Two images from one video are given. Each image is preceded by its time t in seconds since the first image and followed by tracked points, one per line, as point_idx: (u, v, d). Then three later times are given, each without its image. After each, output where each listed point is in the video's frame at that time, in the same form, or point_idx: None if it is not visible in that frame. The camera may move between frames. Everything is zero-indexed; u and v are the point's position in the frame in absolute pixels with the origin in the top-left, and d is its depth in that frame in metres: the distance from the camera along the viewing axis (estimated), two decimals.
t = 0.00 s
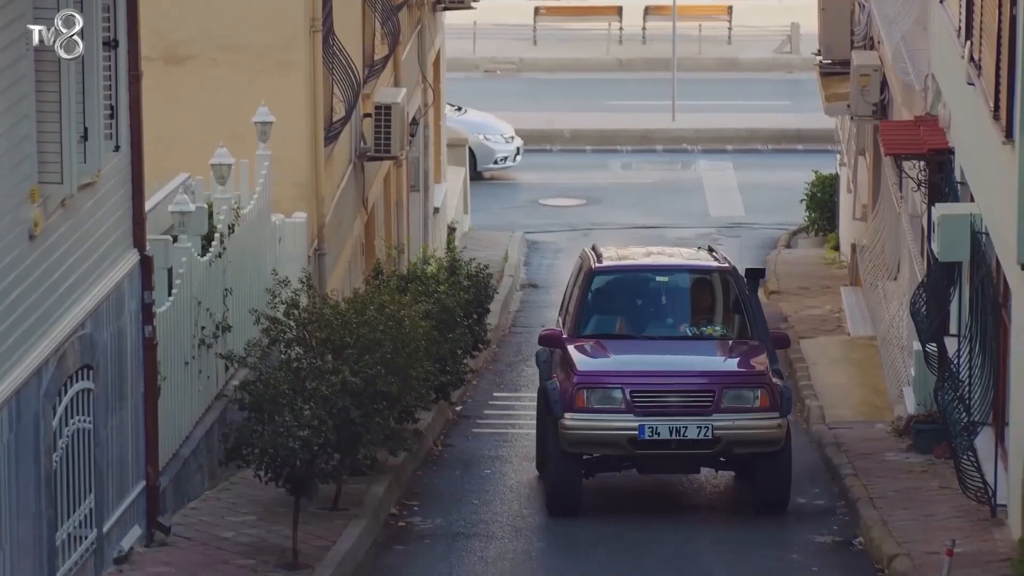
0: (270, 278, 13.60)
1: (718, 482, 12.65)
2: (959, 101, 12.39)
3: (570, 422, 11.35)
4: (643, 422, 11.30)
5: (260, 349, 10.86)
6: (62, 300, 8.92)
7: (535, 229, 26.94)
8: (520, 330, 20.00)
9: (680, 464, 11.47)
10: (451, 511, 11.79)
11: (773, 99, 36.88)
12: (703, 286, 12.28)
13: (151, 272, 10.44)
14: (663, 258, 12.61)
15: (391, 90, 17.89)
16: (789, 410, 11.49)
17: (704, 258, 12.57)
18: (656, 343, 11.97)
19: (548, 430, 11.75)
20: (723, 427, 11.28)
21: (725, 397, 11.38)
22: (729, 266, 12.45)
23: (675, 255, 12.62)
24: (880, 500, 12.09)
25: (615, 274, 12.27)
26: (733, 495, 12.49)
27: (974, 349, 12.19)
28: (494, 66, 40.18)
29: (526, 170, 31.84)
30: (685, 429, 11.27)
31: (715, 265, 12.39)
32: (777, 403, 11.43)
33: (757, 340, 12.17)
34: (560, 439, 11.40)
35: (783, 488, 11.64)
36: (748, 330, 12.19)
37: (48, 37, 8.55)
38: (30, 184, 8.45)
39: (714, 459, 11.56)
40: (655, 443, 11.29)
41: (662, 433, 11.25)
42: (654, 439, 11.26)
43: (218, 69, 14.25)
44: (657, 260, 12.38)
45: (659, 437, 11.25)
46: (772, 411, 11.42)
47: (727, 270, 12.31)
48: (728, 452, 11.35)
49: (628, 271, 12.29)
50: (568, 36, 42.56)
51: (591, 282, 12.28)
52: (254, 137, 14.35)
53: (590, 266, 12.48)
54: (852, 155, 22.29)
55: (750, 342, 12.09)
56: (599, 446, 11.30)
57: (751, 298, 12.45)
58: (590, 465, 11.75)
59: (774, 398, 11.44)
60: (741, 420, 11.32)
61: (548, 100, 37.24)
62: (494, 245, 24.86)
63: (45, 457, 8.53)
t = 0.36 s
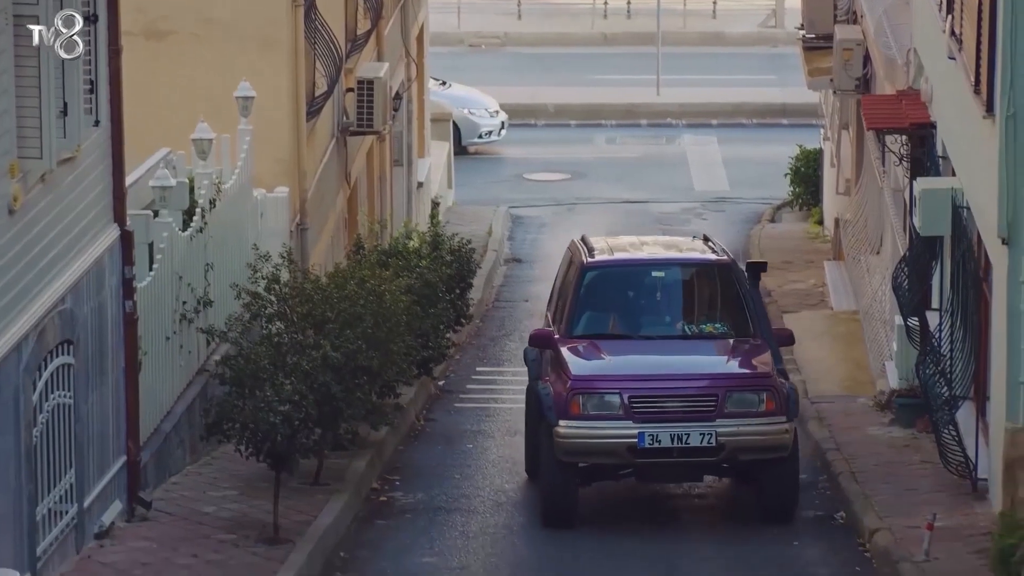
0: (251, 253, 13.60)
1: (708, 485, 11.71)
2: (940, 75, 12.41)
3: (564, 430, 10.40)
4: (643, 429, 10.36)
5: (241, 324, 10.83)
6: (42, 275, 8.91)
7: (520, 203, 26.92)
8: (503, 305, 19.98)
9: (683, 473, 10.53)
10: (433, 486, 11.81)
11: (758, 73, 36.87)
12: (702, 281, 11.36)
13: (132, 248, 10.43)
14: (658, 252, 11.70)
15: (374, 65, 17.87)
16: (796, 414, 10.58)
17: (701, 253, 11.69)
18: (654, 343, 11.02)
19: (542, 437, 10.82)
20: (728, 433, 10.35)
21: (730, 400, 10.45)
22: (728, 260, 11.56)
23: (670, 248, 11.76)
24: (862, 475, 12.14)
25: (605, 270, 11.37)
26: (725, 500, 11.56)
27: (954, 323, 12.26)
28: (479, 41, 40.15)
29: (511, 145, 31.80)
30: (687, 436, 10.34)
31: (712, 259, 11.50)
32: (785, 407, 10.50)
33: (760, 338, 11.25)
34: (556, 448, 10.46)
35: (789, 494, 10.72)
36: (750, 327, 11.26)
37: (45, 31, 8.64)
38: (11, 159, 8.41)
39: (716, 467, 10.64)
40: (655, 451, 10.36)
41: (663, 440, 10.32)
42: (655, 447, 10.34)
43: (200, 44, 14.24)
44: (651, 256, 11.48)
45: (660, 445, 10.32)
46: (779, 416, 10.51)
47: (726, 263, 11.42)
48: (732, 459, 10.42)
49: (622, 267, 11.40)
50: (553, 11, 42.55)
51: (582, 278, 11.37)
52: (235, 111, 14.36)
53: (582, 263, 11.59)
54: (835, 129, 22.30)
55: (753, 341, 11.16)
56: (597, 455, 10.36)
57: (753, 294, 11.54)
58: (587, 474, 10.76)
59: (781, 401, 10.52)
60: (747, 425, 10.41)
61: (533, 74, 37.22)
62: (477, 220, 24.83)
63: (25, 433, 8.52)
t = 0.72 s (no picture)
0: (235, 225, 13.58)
1: (705, 492, 10.78)
2: (924, 46, 12.41)
3: (566, 435, 9.53)
4: (648, 434, 9.48)
5: (224, 296, 10.82)
6: (24, 247, 8.90)
7: (506, 175, 26.88)
8: (489, 276, 19.95)
9: (690, 481, 9.66)
10: (416, 458, 11.82)
11: (745, 44, 36.84)
12: (708, 274, 10.47)
13: (115, 219, 10.41)
14: (660, 244, 10.82)
15: (359, 36, 17.85)
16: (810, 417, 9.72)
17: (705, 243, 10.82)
18: (659, 343, 10.11)
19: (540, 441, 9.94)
20: (739, 438, 9.49)
21: (740, 402, 9.58)
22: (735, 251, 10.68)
23: (672, 238, 10.96)
24: (844, 446, 12.16)
25: (605, 263, 10.46)
26: (728, 508, 10.63)
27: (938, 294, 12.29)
28: (467, 13, 40.09)
29: (498, 117, 31.75)
30: (695, 441, 9.46)
31: (718, 251, 10.62)
32: (797, 409, 9.64)
33: (770, 335, 10.36)
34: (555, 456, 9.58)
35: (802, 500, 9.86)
36: (760, 323, 10.38)
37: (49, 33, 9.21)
38: None
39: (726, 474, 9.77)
40: (661, 458, 9.47)
41: (670, 445, 9.44)
42: (661, 453, 9.45)
43: (184, 15, 14.20)
44: (653, 248, 10.59)
45: (667, 451, 9.44)
46: (792, 419, 9.65)
47: (733, 254, 10.55)
48: (742, 465, 9.56)
49: (622, 260, 10.48)
50: None
51: (581, 272, 10.46)
52: (219, 83, 14.34)
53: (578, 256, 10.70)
54: (822, 100, 22.28)
55: (764, 337, 10.28)
56: (598, 461, 9.48)
57: (762, 286, 10.67)
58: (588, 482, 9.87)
59: (794, 403, 9.66)
60: (758, 429, 9.54)
61: (520, 46, 37.17)
62: (463, 192, 24.79)
63: (8, 405, 8.52)
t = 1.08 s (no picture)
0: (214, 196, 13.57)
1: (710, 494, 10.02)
2: (904, 16, 12.42)
3: (561, 433, 8.76)
4: (648, 433, 8.70)
5: (202, 268, 10.79)
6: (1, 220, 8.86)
7: (488, 146, 26.83)
8: (469, 249, 19.91)
9: (693, 483, 8.87)
10: (395, 429, 11.85)
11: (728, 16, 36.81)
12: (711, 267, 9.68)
13: (92, 190, 10.38)
14: (658, 234, 10.03)
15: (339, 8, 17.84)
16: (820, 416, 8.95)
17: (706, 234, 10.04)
18: (659, 339, 9.31)
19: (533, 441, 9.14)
20: (745, 437, 8.71)
21: (746, 400, 8.81)
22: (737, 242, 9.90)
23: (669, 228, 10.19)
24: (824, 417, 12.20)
25: (601, 254, 9.68)
26: (729, 509, 9.91)
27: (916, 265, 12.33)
28: None
29: (480, 88, 31.69)
30: (699, 440, 8.68)
31: (720, 242, 9.84)
32: (806, 408, 8.87)
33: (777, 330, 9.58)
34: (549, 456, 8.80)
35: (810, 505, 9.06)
36: (766, 318, 9.60)
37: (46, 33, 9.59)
38: None
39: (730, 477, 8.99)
40: (662, 458, 8.70)
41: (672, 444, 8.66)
42: (662, 453, 8.68)
43: None
44: (652, 239, 9.80)
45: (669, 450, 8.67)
46: (801, 418, 8.87)
47: (737, 246, 9.76)
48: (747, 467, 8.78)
49: (620, 251, 9.70)
50: None
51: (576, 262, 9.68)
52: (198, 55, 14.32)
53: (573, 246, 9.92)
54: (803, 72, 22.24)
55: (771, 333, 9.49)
56: (595, 462, 8.70)
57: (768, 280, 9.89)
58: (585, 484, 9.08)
59: (805, 401, 8.89)
60: (766, 428, 8.76)
61: (503, 17, 37.12)
62: (445, 164, 24.73)
63: None
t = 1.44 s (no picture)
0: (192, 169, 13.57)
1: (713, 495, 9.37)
2: None
3: (554, 436, 8.02)
4: (647, 437, 7.96)
5: (180, 241, 10.77)
6: None
7: (469, 119, 26.79)
8: (449, 222, 19.88)
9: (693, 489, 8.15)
10: (374, 402, 11.86)
11: None
12: (713, 261, 8.90)
13: (69, 163, 10.36)
14: (656, 226, 9.26)
15: None
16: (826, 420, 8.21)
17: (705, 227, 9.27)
18: (658, 338, 8.54)
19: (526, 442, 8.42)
20: (749, 440, 7.97)
21: (749, 403, 8.07)
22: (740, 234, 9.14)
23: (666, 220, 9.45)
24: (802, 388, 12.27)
25: (597, 246, 8.92)
26: (726, 511, 9.34)
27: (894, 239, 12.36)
28: None
29: (461, 61, 31.66)
30: (700, 444, 7.95)
31: (721, 234, 9.06)
32: (812, 413, 8.12)
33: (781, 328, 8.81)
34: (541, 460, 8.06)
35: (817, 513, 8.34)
36: (771, 317, 8.82)
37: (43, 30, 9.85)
38: None
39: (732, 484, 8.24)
40: (662, 462, 7.96)
41: (672, 447, 7.92)
42: (661, 458, 7.94)
43: None
44: (650, 231, 9.03)
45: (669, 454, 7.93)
46: (807, 422, 8.13)
47: (740, 239, 8.99)
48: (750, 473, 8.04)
49: (617, 243, 8.93)
50: None
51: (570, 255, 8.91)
52: (175, 24, 14.29)
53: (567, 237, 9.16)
54: (783, 44, 22.20)
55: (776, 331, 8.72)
56: (590, 466, 7.96)
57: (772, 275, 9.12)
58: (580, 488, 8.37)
59: (810, 404, 8.15)
60: (771, 432, 8.02)
61: None
62: (425, 137, 24.69)
63: None
